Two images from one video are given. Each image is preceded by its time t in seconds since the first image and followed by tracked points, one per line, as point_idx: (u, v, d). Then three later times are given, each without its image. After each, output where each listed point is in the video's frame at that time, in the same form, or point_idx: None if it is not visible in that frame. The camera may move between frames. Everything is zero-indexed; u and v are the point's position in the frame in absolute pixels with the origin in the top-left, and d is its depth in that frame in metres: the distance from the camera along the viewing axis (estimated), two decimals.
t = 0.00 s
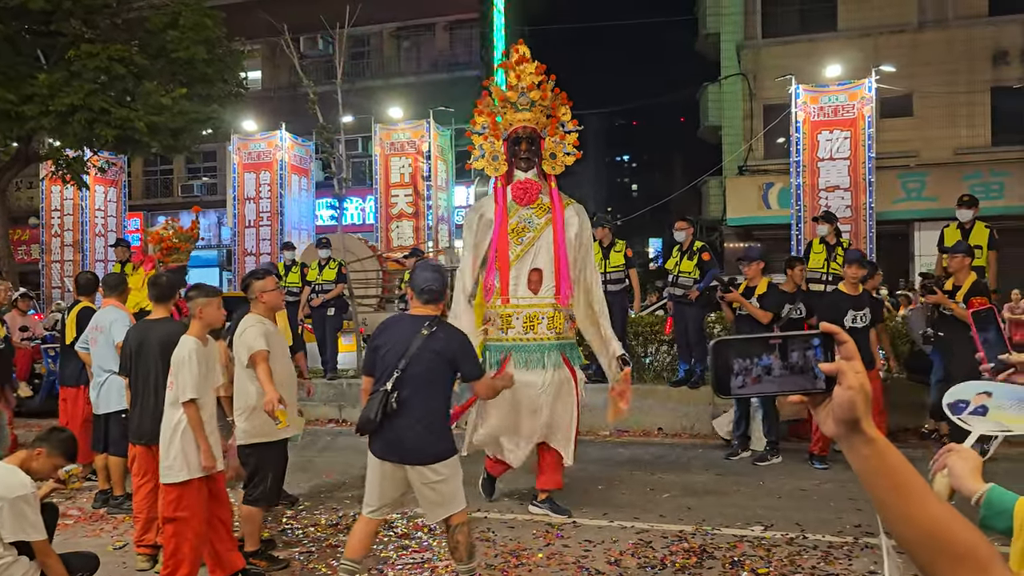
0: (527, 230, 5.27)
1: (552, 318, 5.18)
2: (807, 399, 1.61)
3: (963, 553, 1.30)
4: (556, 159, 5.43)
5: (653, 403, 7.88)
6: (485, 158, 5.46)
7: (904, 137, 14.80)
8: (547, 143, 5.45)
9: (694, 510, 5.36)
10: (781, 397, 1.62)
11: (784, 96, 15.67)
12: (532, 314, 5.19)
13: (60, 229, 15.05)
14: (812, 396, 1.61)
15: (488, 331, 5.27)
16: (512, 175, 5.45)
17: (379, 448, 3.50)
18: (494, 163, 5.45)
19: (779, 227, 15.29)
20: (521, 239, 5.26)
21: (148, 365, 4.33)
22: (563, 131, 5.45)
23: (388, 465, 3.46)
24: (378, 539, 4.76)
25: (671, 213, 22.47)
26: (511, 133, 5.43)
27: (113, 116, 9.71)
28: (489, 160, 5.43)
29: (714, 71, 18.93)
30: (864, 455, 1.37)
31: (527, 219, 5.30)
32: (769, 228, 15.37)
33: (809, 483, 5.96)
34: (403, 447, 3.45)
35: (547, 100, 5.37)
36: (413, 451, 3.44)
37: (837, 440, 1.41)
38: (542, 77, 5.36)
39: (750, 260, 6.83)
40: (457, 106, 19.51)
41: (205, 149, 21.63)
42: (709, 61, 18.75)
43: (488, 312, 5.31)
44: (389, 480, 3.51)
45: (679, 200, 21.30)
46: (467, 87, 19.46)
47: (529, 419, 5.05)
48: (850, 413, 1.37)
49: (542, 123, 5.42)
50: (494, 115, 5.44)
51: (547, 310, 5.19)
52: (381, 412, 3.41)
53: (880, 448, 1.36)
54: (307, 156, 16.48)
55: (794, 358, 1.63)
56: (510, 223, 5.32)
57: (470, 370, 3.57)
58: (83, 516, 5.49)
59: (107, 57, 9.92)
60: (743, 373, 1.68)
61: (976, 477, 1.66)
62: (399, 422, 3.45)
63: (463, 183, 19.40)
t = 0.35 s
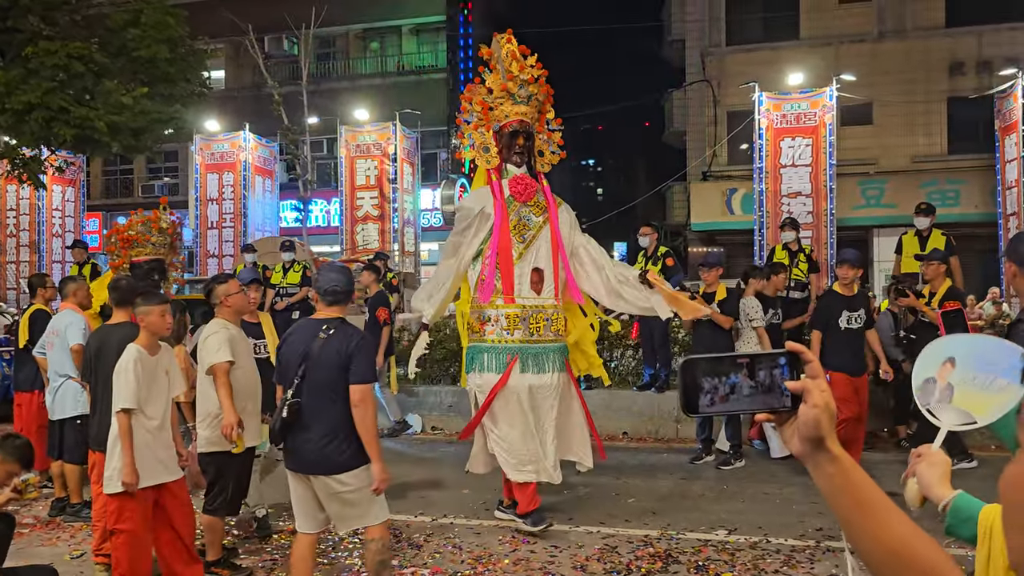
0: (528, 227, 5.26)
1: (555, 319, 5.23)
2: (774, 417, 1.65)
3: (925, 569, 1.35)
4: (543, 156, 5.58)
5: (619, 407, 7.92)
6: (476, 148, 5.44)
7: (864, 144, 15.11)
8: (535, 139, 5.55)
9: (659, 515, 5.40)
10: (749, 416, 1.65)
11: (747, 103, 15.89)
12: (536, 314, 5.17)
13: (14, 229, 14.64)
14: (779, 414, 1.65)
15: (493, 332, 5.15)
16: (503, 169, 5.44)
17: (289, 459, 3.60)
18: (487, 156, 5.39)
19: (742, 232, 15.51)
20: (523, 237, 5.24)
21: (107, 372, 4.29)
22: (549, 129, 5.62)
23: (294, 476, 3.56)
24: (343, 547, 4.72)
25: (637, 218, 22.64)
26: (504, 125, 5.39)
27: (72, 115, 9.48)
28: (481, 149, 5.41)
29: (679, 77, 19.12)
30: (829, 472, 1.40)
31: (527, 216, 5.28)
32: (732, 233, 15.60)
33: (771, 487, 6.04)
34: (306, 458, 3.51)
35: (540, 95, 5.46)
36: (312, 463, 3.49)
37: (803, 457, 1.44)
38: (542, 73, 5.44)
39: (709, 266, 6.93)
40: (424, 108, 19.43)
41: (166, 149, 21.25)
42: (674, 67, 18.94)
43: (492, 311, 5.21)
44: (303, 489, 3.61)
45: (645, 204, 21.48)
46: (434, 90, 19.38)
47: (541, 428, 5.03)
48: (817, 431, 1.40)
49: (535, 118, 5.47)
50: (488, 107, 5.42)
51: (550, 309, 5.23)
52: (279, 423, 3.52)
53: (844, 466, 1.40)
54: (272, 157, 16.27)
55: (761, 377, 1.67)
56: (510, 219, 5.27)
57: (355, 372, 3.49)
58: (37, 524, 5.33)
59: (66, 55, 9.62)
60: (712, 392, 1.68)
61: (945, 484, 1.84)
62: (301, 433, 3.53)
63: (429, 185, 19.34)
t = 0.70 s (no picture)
0: (529, 244, 4.85)
1: (560, 342, 4.80)
2: (758, 434, 1.70)
3: None
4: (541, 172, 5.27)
5: (597, 414, 7.95)
6: (470, 162, 5.08)
7: (837, 153, 15.33)
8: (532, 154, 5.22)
9: (637, 522, 5.42)
10: (733, 434, 1.68)
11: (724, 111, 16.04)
12: (540, 338, 4.73)
13: None
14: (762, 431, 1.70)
15: (493, 358, 4.69)
16: (500, 183, 5.02)
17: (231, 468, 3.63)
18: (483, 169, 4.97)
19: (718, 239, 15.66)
20: (524, 254, 4.82)
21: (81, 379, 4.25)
22: (547, 142, 5.32)
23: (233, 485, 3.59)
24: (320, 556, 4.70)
25: (614, 224, 22.76)
26: (501, 137, 5.05)
27: (44, 118, 9.33)
28: (476, 164, 5.06)
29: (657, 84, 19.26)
30: (812, 489, 1.50)
31: (527, 233, 4.87)
32: (709, 240, 15.74)
33: (748, 494, 6.10)
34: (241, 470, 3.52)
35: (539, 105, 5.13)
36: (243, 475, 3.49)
37: (787, 476, 1.53)
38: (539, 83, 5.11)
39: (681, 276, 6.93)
40: (401, 113, 19.40)
41: (140, 152, 20.98)
42: (651, 74, 19.08)
43: (492, 335, 4.74)
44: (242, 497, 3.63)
45: (622, 211, 21.59)
46: (412, 95, 19.34)
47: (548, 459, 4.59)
48: (800, 449, 1.50)
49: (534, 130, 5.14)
50: (483, 117, 5.07)
51: (554, 331, 4.81)
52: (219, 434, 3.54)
53: (824, 483, 1.50)
54: (248, 161, 16.17)
55: (745, 396, 1.71)
56: (510, 235, 4.83)
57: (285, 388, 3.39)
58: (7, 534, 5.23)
59: (39, 57, 9.43)
60: (698, 410, 1.71)
61: (923, 501, 1.86)
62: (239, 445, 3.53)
63: (406, 190, 19.28)
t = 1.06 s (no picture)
0: (512, 238, 4.76)
1: (538, 339, 4.57)
2: (749, 449, 1.72)
3: None
4: (553, 156, 4.96)
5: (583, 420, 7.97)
6: (472, 159, 5.04)
7: (820, 160, 15.48)
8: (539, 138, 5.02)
9: (622, 529, 5.44)
10: (726, 447, 1.71)
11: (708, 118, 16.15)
12: (514, 335, 4.60)
13: None
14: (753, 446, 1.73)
15: (473, 355, 4.68)
16: (500, 178, 5.02)
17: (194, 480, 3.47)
18: (480, 166, 5.02)
19: (702, 245, 15.75)
20: (505, 248, 4.74)
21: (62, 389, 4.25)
22: (560, 124, 5.00)
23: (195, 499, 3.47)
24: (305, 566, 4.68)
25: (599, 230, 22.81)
26: (499, 129, 5.01)
27: (26, 122, 9.26)
28: (477, 161, 5.03)
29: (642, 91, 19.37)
30: (801, 505, 1.55)
31: (513, 226, 4.81)
32: (693, 246, 15.84)
33: (732, 500, 6.14)
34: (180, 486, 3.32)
35: (534, 88, 4.98)
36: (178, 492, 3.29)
37: (776, 489, 1.59)
38: (530, 65, 4.98)
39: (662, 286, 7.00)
40: (387, 119, 19.38)
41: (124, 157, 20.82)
42: (636, 81, 19.18)
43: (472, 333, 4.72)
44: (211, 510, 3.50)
45: (608, 217, 21.67)
46: (397, 100, 19.33)
47: (523, 466, 4.40)
48: (790, 463, 1.56)
49: (532, 115, 4.99)
50: (480, 112, 5.04)
51: (535, 329, 4.59)
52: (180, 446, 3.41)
53: (814, 498, 1.55)
54: (232, 166, 16.09)
55: (735, 409, 1.74)
56: (494, 230, 4.82)
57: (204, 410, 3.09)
58: None
59: (21, 62, 9.36)
60: (690, 425, 1.74)
61: (910, 520, 1.88)
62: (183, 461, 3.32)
63: (392, 196, 19.23)
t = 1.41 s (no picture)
0: (501, 249, 4.41)
1: (518, 359, 4.22)
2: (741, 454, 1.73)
3: None
4: (554, 160, 4.56)
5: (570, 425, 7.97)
6: (480, 164, 4.79)
7: (805, 166, 15.61)
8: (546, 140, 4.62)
9: (609, 534, 5.44)
10: (718, 451, 1.71)
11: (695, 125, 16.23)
12: (495, 354, 4.27)
13: None
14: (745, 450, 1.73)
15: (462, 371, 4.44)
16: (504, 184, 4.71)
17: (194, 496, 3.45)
18: (485, 172, 4.78)
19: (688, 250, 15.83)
20: (493, 260, 4.40)
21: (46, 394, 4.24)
22: (566, 122, 4.59)
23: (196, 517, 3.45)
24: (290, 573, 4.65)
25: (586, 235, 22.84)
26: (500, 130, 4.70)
27: (10, 127, 9.17)
28: (484, 165, 4.77)
29: (629, 96, 19.43)
30: (793, 508, 1.57)
31: (505, 236, 4.45)
32: (680, 252, 15.91)
33: (719, 506, 6.15)
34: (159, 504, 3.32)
35: (535, 85, 4.58)
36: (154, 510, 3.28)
37: (769, 493, 1.61)
38: (528, 62, 4.59)
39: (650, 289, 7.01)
40: (373, 124, 19.34)
41: (108, 162, 20.68)
42: (623, 87, 19.24)
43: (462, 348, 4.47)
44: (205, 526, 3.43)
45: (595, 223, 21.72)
46: (384, 105, 19.31)
47: (501, 501, 4.05)
48: (782, 468, 1.57)
49: (533, 116, 4.59)
50: (484, 114, 4.72)
51: (518, 350, 4.23)
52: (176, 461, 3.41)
53: (805, 502, 1.57)
54: (218, 171, 16.00)
55: (727, 414, 1.74)
56: (485, 240, 4.51)
57: (147, 418, 3.03)
58: None
59: (5, 66, 9.27)
60: (682, 429, 1.75)
61: (901, 530, 1.85)
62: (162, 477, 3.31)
63: (378, 201, 19.19)
